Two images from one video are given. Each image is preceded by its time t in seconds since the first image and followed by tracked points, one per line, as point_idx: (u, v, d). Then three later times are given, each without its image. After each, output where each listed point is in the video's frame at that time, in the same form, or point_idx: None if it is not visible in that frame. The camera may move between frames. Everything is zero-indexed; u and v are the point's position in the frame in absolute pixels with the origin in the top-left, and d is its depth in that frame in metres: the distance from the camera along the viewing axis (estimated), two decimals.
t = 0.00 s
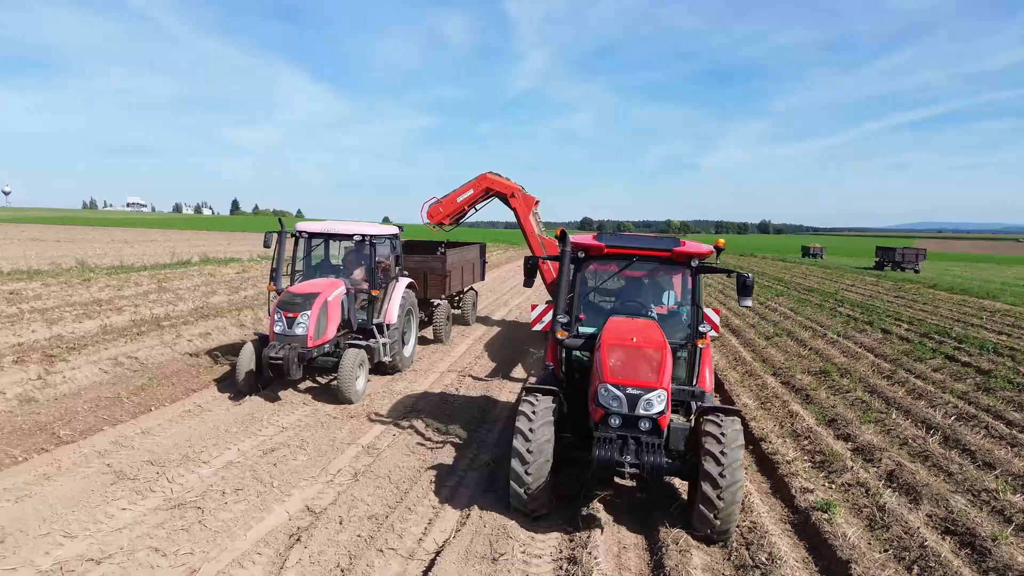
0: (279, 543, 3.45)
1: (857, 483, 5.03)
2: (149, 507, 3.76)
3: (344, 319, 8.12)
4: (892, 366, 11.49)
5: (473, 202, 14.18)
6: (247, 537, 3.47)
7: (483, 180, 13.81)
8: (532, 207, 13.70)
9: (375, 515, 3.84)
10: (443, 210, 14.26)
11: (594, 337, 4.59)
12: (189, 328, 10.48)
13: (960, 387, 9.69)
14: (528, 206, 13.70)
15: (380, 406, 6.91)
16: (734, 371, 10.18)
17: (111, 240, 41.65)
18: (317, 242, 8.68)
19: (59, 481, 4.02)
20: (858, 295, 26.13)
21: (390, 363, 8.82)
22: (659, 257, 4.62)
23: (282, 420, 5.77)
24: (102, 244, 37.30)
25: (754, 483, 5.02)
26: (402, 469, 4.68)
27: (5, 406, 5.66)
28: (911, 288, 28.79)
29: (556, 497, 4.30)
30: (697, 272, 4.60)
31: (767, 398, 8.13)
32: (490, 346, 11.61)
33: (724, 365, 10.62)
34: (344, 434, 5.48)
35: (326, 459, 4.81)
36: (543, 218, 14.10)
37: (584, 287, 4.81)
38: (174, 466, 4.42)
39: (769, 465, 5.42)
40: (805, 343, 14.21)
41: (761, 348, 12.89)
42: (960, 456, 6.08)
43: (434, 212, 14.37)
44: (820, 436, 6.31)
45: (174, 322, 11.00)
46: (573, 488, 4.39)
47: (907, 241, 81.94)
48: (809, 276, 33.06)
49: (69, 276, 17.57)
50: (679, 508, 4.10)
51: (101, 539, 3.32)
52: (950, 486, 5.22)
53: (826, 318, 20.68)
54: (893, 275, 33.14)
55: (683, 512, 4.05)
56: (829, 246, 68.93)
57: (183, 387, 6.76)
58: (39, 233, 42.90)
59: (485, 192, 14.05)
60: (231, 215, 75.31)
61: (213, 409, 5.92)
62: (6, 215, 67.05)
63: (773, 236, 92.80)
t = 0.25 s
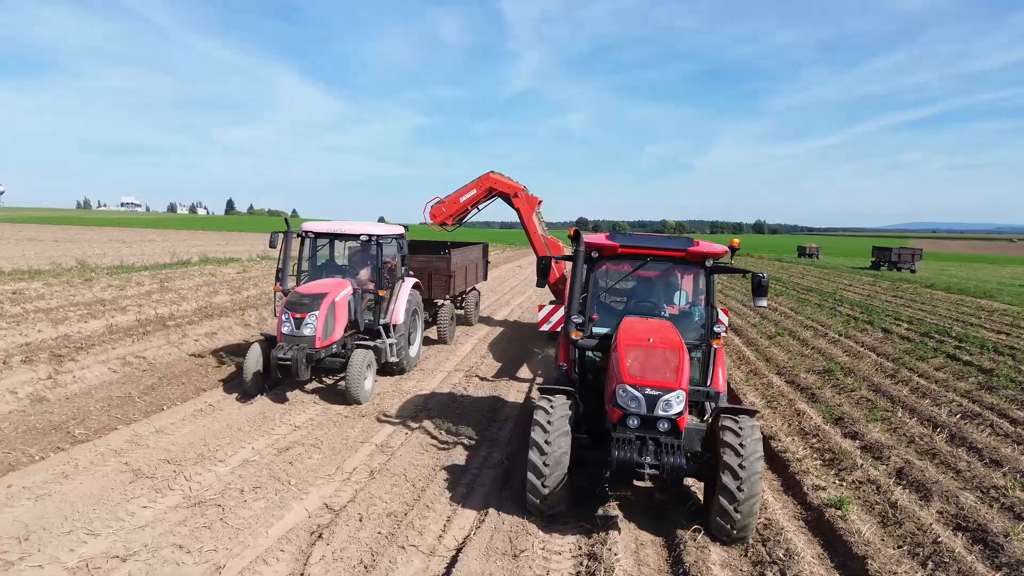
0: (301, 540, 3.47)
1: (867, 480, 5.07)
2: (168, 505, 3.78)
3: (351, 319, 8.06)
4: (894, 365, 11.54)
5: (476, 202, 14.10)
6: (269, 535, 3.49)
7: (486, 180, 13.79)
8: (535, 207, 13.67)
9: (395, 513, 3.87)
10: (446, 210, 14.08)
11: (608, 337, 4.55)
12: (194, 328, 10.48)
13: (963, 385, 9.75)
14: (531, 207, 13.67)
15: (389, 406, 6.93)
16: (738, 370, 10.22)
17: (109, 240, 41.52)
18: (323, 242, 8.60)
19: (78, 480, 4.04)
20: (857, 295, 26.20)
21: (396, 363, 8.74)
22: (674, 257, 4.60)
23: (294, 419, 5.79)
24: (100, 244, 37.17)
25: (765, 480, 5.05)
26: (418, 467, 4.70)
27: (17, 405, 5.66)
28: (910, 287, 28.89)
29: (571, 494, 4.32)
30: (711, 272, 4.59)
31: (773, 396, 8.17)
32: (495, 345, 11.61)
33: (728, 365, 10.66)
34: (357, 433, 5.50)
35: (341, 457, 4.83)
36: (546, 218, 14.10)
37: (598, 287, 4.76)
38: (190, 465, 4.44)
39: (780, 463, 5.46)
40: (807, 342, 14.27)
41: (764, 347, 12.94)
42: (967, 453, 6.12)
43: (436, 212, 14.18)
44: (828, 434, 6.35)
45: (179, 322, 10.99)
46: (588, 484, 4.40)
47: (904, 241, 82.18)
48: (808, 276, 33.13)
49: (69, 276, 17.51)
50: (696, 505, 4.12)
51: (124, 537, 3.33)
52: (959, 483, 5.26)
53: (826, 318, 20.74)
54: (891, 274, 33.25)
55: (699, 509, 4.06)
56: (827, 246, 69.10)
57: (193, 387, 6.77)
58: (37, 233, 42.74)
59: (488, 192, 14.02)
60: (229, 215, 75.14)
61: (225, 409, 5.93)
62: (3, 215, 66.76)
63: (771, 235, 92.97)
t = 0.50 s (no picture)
0: (323, 538, 3.49)
1: (879, 478, 5.10)
2: (189, 502, 3.80)
3: (359, 319, 8.06)
4: (897, 364, 11.59)
5: (479, 202, 14.10)
6: (291, 533, 3.51)
7: (489, 180, 13.78)
8: (538, 207, 13.69)
9: (414, 511, 3.89)
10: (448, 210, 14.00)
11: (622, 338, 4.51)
12: (199, 328, 10.47)
13: (967, 384, 9.80)
14: (535, 207, 13.68)
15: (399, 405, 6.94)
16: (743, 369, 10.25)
17: (108, 240, 41.39)
18: (330, 242, 8.58)
19: (98, 478, 4.05)
20: (857, 294, 26.28)
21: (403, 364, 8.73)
22: (687, 257, 4.55)
23: (307, 418, 5.80)
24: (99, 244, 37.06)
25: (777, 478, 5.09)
26: (433, 466, 4.72)
27: (30, 405, 5.66)
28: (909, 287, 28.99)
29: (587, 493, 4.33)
30: (724, 272, 4.56)
31: (780, 396, 8.20)
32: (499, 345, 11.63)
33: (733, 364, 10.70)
34: (370, 432, 5.52)
35: (357, 456, 4.85)
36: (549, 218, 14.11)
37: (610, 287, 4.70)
38: (208, 464, 4.45)
39: (791, 461, 5.49)
40: (809, 341, 14.31)
41: (767, 347, 12.98)
42: (975, 451, 6.16)
43: (439, 212, 14.09)
44: (836, 432, 6.39)
45: (184, 322, 10.99)
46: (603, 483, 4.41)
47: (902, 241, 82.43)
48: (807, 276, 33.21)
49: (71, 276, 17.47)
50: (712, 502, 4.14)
51: (149, 535, 3.34)
52: (969, 481, 5.30)
53: (827, 317, 20.81)
54: (890, 274, 33.37)
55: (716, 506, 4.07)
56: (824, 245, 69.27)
57: (203, 386, 6.77)
58: (35, 233, 42.59)
59: (491, 192, 14.01)
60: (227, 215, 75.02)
61: (236, 408, 5.94)
62: None
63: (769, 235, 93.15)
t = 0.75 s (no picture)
0: (345, 536, 3.51)
1: (889, 476, 5.14)
2: (209, 502, 3.80)
3: (367, 320, 8.03)
4: (900, 364, 11.64)
5: (482, 203, 14.09)
6: (313, 532, 3.53)
7: (492, 180, 13.77)
8: (541, 208, 13.70)
9: (433, 510, 3.91)
10: (452, 210, 13.96)
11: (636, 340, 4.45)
12: (204, 328, 10.45)
13: (970, 383, 9.84)
14: (538, 207, 13.69)
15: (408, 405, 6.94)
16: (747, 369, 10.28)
17: (105, 241, 41.24)
18: (336, 242, 8.56)
19: (116, 478, 4.05)
20: (855, 294, 26.37)
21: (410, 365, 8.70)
22: (703, 257, 4.46)
23: (319, 418, 5.81)
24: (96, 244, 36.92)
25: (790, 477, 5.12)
26: (449, 466, 4.73)
27: (41, 405, 5.65)
28: (907, 287, 29.11)
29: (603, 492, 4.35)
30: (741, 273, 4.46)
31: (786, 395, 8.23)
32: (504, 345, 11.64)
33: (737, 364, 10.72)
34: (383, 432, 5.53)
35: (371, 456, 4.86)
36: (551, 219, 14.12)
37: (625, 288, 4.61)
38: (224, 463, 4.46)
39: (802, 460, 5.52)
40: (810, 341, 14.36)
41: (769, 347, 13.03)
42: (982, 450, 6.20)
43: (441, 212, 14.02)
44: (844, 431, 6.43)
45: (188, 323, 10.97)
46: (618, 483, 4.43)
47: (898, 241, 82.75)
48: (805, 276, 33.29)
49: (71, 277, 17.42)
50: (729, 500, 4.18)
51: (172, 534, 3.35)
52: (978, 479, 5.34)
53: (826, 317, 20.88)
54: (888, 274, 33.49)
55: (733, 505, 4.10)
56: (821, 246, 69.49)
57: (213, 387, 6.77)
58: (32, 234, 42.41)
59: (494, 192, 13.99)
60: (225, 215, 74.87)
61: (248, 408, 5.95)
62: None
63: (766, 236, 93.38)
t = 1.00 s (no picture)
0: (365, 535, 3.52)
1: (899, 475, 5.17)
2: (228, 502, 3.81)
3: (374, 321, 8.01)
4: (901, 364, 11.70)
5: (484, 203, 14.08)
6: (334, 531, 3.53)
7: (494, 180, 13.75)
8: (544, 208, 13.71)
9: (451, 509, 3.92)
10: (454, 210, 13.93)
11: (651, 341, 4.38)
12: (207, 329, 10.43)
13: (972, 383, 9.89)
14: (540, 207, 13.70)
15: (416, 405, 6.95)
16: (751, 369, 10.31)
17: (101, 241, 41.07)
18: (342, 242, 8.54)
19: (133, 478, 4.04)
20: (853, 294, 26.49)
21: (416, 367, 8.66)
22: (719, 258, 4.38)
23: (329, 418, 5.81)
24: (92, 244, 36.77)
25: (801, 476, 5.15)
26: (463, 465, 4.73)
27: (51, 405, 5.64)
28: (904, 288, 29.24)
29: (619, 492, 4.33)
30: (756, 273, 4.40)
31: (791, 395, 8.27)
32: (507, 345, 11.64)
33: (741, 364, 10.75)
34: (395, 432, 5.53)
35: (384, 456, 4.86)
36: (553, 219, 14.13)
37: (637, 289, 4.51)
38: (239, 463, 4.46)
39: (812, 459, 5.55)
40: (811, 341, 14.42)
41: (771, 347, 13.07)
42: (988, 449, 6.24)
43: (444, 212, 13.99)
44: (852, 430, 6.46)
45: (191, 323, 10.95)
46: (635, 483, 4.41)
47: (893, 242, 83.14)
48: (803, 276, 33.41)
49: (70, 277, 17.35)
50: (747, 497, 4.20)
51: (193, 534, 3.35)
52: (987, 477, 5.37)
53: (825, 316, 20.96)
54: (884, 274, 33.65)
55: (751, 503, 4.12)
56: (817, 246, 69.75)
57: (221, 387, 6.76)
58: (28, 234, 42.19)
59: (496, 192, 13.97)
60: (221, 215, 74.74)
61: (258, 408, 5.94)
62: None
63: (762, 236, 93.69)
